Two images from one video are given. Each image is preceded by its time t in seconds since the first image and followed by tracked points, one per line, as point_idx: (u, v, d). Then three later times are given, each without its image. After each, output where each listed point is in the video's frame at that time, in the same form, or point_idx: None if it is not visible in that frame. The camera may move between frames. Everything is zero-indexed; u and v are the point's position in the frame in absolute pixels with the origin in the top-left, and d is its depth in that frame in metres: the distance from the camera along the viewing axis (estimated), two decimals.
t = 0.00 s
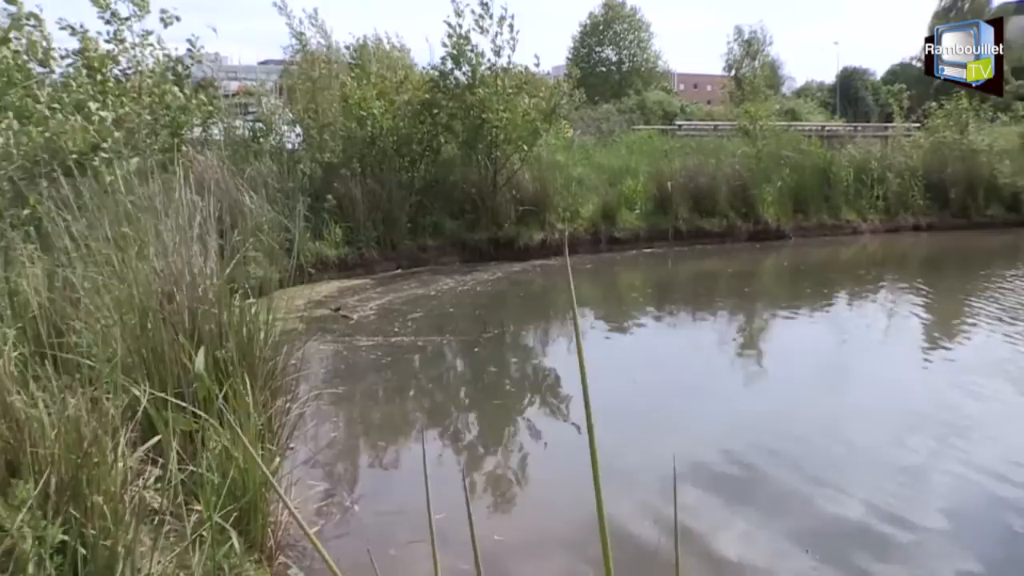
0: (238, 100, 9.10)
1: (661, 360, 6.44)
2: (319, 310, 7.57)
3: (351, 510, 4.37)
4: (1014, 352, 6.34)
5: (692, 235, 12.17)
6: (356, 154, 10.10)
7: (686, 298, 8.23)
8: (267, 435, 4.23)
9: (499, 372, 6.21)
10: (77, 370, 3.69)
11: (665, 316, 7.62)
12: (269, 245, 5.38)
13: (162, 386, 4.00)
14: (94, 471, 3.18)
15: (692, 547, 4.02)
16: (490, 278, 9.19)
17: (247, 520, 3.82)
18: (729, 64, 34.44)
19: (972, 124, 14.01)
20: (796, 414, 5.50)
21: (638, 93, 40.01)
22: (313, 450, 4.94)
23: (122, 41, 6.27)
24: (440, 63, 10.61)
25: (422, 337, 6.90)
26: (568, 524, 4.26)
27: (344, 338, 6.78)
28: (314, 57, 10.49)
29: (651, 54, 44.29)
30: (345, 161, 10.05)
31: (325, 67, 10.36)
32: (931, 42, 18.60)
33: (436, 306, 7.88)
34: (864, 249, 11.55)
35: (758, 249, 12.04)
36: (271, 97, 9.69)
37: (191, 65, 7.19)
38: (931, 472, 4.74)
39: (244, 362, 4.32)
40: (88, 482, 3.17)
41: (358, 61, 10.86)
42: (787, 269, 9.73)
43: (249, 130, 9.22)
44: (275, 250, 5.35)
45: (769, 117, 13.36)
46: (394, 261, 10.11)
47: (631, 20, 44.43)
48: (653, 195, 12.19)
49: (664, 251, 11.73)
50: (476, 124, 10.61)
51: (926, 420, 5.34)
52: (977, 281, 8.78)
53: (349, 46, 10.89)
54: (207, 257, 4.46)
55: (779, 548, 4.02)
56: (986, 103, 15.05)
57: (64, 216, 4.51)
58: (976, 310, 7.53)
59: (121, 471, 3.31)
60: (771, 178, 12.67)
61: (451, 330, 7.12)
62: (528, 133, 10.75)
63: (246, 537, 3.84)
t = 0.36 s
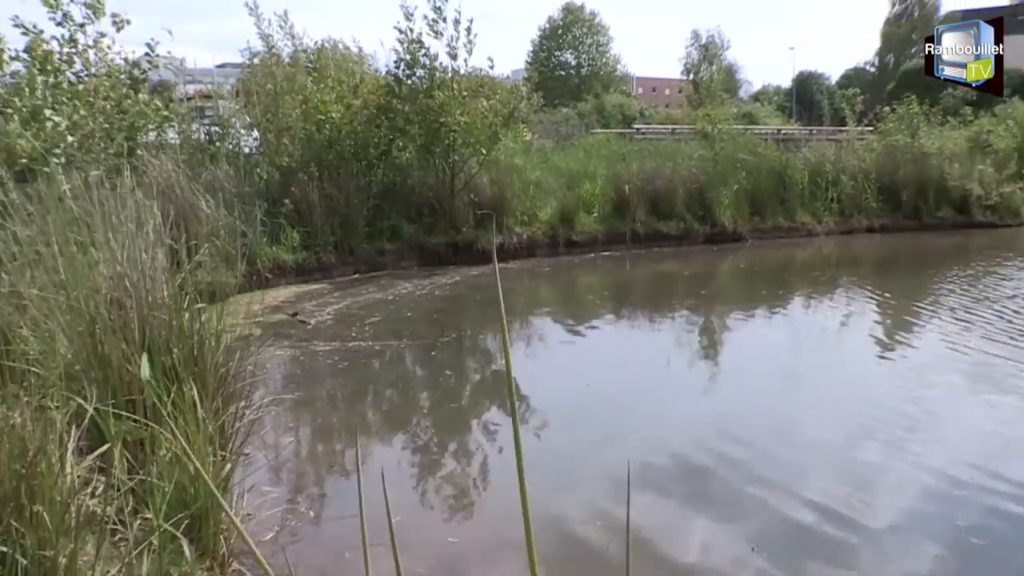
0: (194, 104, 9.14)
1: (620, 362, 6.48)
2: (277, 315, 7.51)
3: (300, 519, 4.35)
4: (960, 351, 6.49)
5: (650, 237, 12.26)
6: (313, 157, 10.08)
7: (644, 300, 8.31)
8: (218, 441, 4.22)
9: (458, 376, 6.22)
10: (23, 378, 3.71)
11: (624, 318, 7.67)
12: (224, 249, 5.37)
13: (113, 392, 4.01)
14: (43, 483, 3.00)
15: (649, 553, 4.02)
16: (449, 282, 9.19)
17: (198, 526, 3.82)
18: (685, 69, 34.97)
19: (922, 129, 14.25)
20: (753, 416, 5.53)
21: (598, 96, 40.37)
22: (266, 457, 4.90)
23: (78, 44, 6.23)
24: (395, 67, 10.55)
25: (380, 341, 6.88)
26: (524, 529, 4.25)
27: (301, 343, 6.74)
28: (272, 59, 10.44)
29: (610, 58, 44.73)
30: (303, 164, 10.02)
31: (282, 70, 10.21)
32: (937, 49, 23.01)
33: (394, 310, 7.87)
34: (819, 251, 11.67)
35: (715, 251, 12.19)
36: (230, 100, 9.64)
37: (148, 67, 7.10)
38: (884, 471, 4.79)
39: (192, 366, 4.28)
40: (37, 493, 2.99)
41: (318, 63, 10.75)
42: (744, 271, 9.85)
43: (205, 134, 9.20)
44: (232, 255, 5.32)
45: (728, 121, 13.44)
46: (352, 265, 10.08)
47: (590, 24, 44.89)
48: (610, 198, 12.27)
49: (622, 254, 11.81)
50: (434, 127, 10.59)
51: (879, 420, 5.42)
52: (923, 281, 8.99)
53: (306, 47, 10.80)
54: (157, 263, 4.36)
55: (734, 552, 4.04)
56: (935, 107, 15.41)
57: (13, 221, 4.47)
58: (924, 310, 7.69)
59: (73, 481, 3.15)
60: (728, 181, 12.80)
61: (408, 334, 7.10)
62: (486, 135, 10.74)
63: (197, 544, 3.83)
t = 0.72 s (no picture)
0: (152, 107, 8.99)
1: (582, 366, 6.50)
2: (235, 321, 7.47)
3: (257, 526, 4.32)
4: (914, 352, 6.60)
5: (610, 241, 12.31)
6: (272, 161, 10.00)
7: (603, 303, 8.38)
8: (172, 447, 4.20)
9: (419, 380, 6.22)
10: None
11: (585, 322, 7.72)
12: (181, 256, 5.37)
13: (62, 399, 3.97)
14: None
15: (613, 554, 4.04)
16: (410, 286, 9.18)
17: (150, 535, 3.78)
18: (647, 75, 35.43)
19: (877, 132, 14.44)
20: (715, 417, 5.58)
21: (559, 99, 40.68)
22: (222, 463, 4.88)
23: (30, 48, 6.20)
24: (358, 72, 10.46)
25: (339, 346, 6.87)
26: (486, 532, 4.26)
27: (259, 349, 6.70)
28: (230, 62, 10.24)
29: (572, 62, 45.09)
30: (263, 168, 9.97)
31: (240, 74, 10.10)
32: (936, 46, 25.17)
33: (353, 315, 7.86)
34: (777, 255, 11.75)
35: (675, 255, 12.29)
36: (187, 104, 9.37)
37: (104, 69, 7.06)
38: (843, 470, 4.86)
39: (145, 374, 4.25)
40: None
41: (277, 67, 10.66)
42: (703, 273, 9.93)
43: (163, 138, 9.11)
44: (189, 260, 5.32)
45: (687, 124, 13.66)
46: (312, 271, 10.09)
47: (552, 28, 45.27)
48: (570, 202, 12.33)
49: (582, 258, 11.89)
50: (395, 133, 10.47)
51: (838, 420, 5.49)
52: (877, 283, 9.12)
53: (267, 49, 10.72)
54: (112, 267, 4.27)
55: (696, 551, 4.07)
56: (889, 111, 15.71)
57: None
58: (880, 312, 7.79)
59: (19, 489, 3.11)
60: (687, 185, 12.92)
61: (368, 339, 7.09)
62: (444, 138, 10.66)
63: (151, 552, 3.79)
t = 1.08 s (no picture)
0: (106, 109, 9.00)
1: (543, 367, 6.52)
2: (193, 324, 7.41)
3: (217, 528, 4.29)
4: (870, 352, 6.71)
5: (570, 242, 12.38)
6: (230, 164, 9.87)
7: (561, 305, 8.42)
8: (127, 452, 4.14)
9: (379, 383, 6.21)
10: None
11: (545, 324, 7.74)
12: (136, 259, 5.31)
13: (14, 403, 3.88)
14: None
15: (576, 556, 4.07)
16: (368, 289, 9.15)
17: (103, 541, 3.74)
18: (606, 76, 35.72)
19: (833, 135, 14.72)
20: (676, 416, 5.63)
21: (520, 100, 40.84)
22: (177, 468, 4.83)
23: None
24: (318, 74, 10.46)
25: (297, 349, 6.83)
26: (449, 535, 4.26)
27: (216, 353, 6.65)
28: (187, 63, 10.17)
29: (532, 63, 45.28)
30: (221, 171, 9.83)
31: (196, 74, 10.01)
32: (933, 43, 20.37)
33: (312, 318, 7.81)
34: (735, 256, 11.88)
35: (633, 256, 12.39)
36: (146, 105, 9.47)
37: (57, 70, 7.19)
38: (802, 467, 4.94)
39: (100, 378, 4.16)
40: None
41: (235, 68, 10.47)
42: (662, 274, 10.01)
43: (118, 140, 9.07)
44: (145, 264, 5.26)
45: (644, 126, 13.80)
46: (272, 274, 9.92)
47: (512, 30, 45.56)
48: (530, 204, 12.35)
49: (541, 260, 11.94)
50: (355, 134, 10.50)
51: (796, 417, 5.58)
52: (832, 283, 9.26)
53: (224, 50, 10.54)
54: (65, 272, 4.21)
55: (658, 550, 4.11)
56: (844, 115, 15.98)
57: None
58: (835, 312, 7.91)
59: None
60: (647, 187, 12.99)
61: (326, 342, 7.06)
62: (408, 142, 10.79)
63: (103, 559, 3.75)
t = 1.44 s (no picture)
0: (54, 107, 8.82)
1: (502, 368, 6.52)
2: (145, 327, 7.31)
3: (173, 530, 4.23)
4: (824, 349, 6.81)
5: (525, 242, 12.47)
6: (183, 164, 9.78)
7: (517, 304, 8.46)
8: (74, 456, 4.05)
9: (336, 385, 6.17)
10: None
11: (502, 324, 7.76)
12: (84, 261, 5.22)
13: None
14: None
15: (539, 553, 4.07)
16: (323, 290, 9.12)
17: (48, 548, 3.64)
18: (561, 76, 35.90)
19: (787, 134, 14.98)
20: (636, 414, 5.66)
21: (476, 101, 40.89)
22: (127, 472, 4.75)
23: None
24: (272, 72, 10.39)
25: (252, 351, 6.78)
26: (409, 536, 4.24)
27: (170, 356, 6.57)
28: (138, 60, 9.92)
29: (489, 64, 45.39)
30: (173, 171, 9.73)
31: (149, 74, 9.74)
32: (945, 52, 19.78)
33: (266, 319, 7.75)
34: (690, 255, 12.01)
35: (589, 255, 12.51)
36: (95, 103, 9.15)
37: None
38: (760, 462, 4.99)
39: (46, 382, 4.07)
40: None
41: (189, 67, 10.38)
42: (617, 273, 10.10)
43: (67, 140, 8.87)
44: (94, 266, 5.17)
45: (599, 126, 13.91)
46: (225, 276, 9.93)
47: (469, 30, 45.66)
48: (485, 204, 12.41)
49: (497, 259, 12.00)
50: (311, 135, 10.54)
51: (753, 414, 5.64)
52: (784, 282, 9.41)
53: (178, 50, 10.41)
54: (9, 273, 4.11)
55: (619, 546, 4.13)
56: (796, 116, 16.26)
57: None
58: (791, 311, 8.02)
59: None
60: (600, 186, 13.18)
61: (282, 343, 7.02)
62: (365, 145, 10.81)
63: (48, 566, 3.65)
